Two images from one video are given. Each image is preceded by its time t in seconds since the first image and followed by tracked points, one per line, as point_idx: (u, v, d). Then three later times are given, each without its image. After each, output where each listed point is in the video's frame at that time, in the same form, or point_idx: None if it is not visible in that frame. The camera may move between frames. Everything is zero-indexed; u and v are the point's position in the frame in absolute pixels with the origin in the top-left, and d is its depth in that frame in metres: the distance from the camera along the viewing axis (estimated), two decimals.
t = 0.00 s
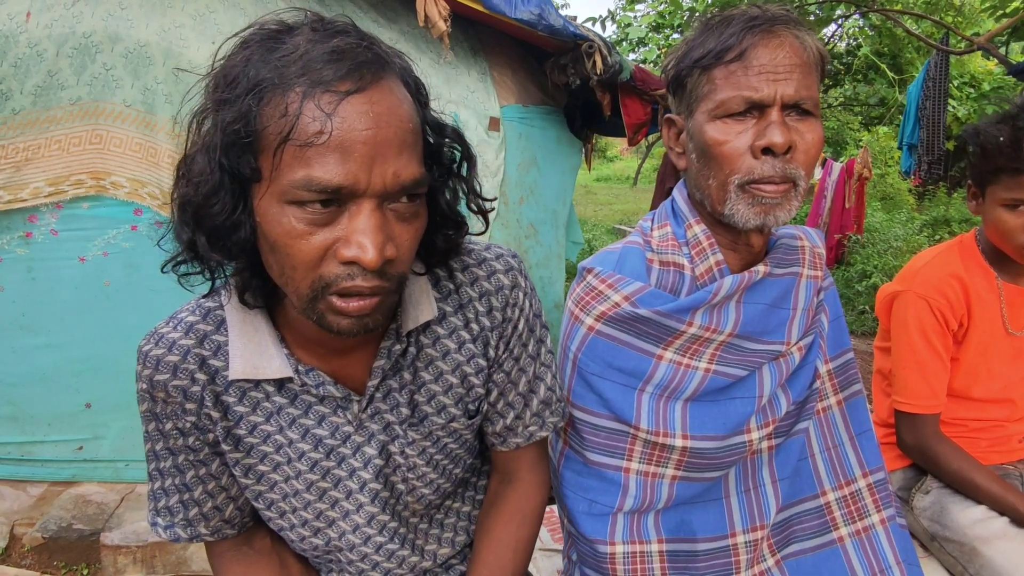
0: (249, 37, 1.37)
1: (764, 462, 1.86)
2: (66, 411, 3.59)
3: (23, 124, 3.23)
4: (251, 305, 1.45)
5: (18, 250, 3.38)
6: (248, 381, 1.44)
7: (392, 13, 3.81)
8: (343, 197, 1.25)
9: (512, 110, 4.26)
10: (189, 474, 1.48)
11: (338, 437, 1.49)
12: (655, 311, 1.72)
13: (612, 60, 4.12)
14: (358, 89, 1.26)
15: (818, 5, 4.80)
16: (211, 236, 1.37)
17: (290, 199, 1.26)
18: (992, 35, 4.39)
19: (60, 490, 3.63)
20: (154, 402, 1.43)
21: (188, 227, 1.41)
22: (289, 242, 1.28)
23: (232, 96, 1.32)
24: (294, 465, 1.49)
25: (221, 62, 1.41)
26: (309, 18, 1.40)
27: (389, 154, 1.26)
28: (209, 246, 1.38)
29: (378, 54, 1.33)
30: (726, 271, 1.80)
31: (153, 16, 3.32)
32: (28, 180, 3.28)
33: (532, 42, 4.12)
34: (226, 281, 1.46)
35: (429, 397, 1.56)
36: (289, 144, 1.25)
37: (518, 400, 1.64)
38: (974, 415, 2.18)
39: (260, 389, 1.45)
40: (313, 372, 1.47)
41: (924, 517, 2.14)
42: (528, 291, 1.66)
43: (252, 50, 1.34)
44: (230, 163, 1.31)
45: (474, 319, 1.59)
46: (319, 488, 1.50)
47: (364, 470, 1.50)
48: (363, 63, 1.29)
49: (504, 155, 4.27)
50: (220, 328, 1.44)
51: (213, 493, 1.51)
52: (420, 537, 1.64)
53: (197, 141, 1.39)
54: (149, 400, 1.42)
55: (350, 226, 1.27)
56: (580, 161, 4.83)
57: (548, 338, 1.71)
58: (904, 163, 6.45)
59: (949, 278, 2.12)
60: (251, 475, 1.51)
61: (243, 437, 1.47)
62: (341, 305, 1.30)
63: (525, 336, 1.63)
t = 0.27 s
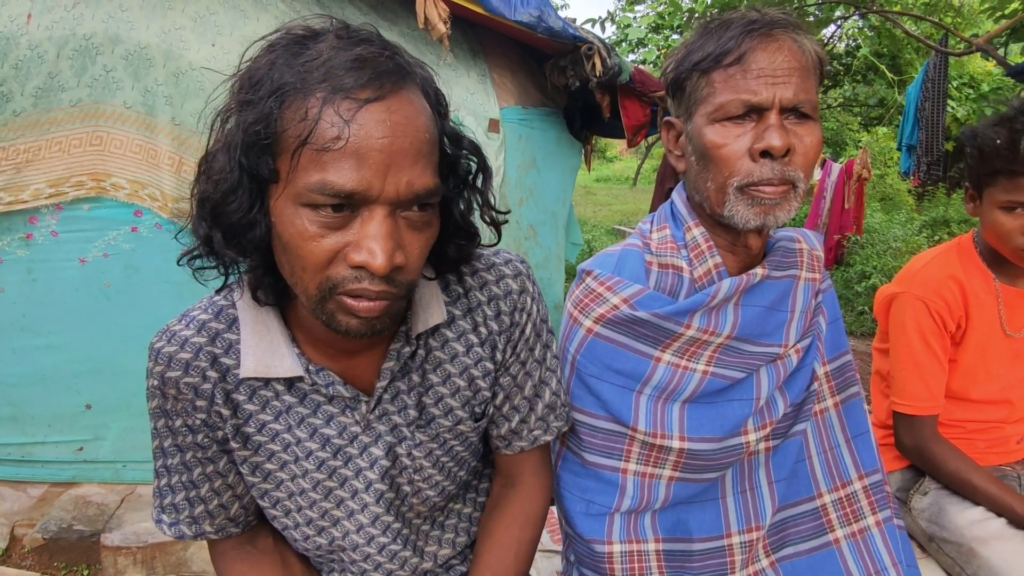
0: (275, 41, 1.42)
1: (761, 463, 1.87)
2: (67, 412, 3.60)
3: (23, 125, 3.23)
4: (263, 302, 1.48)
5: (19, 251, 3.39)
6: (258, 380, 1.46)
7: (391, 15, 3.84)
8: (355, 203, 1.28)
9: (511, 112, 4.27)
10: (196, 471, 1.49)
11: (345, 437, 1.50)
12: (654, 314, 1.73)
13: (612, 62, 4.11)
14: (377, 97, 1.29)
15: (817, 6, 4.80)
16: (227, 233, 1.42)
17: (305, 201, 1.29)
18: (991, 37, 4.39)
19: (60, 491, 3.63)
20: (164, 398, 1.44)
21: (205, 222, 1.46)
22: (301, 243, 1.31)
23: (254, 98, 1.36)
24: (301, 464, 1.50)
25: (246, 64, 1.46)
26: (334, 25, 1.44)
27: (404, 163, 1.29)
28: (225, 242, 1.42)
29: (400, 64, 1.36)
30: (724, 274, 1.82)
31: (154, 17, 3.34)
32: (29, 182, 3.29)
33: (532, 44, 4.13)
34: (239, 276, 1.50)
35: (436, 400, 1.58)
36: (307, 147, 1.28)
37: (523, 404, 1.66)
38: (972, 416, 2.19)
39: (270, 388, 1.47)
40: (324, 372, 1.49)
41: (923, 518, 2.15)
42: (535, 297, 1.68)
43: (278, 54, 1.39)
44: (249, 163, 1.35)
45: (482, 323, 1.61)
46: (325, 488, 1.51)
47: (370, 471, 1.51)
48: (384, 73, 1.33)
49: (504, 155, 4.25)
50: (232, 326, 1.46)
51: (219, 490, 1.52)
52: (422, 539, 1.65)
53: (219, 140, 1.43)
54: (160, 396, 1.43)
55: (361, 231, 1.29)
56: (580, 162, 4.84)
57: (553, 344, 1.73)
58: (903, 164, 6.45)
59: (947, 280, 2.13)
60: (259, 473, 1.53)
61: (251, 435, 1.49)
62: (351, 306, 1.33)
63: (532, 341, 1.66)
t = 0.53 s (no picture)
0: (291, 47, 1.46)
1: (757, 461, 1.88)
2: (66, 412, 3.61)
3: (22, 127, 3.24)
4: (272, 300, 1.50)
5: (19, 252, 3.40)
6: (264, 377, 1.48)
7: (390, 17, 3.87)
8: (366, 207, 1.31)
9: (510, 113, 4.27)
10: (200, 468, 1.50)
11: (348, 435, 1.52)
12: (650, 313, 1.74)
13: (610, 64, 4.13)
14: (389, 105, 1.32)
15: (816, 7, 4.82)
16: (240, 233, 1.45)
17: (316, 204, 1.32)
18: (989, 38, 4.40)
19: (60, 492, 3.64)
20: (171, 395, 1.45)
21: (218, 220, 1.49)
22: (311, 245, 1.34)
23: (270, 102, 1.39)
24: (304, 461, 1.52)
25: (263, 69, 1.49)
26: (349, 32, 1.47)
27: (413, 169, 1.32)
28: (238, 242, 1.45)
29: (415, 75, 1.40)
30: (720, 274, 1.82)
31: (153, 19, 3.34)
32: (28, 183, 3.30)
33: (530, 45, 4.14)
34: (249, 274, 1.52)
35: (437, 400, 1.60)
36: (320, 152, 1.31)
37: (523, 407, 1.68)
38: (967, 417, 2.20)
39: (276, 385, 1.49)
40: (329, 370, 1.51)
41: (919, 519, 2.16)
42: (535, 303, 1.71)
43: (294, 60, 1.42)
44: (263, 165, 1.38)
45: (484, 327, 1.64)
46: (327, 485, 1.53)
47: (371, 469, 1.53)
48: (396, 81, 1.36)
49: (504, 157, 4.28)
50: (240, 324, 1.48)
51: (221, 487, 1.53)
52: (417, 537, 1.65)
53: (235, 140, 1.47)
54: (167, 393, 1.45)
55: (370, 235, 1.32)
56: (579, 163, 4.85)
57: (553, 349, 1.76)
58: (901, 165, 6.46)
59: (942, 281, 2.14)
60: (263, 469, 1.54)
61: (257, 432, 1.51)
62: (356, 309, 1.37)
63: (532, 346, 1.69)
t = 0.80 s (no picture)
0: (298, 49, 1.47)
1: (755, 462, 1.89)
2: (66, 412, 3.61)
3: (22, 128, 3.24)
4: (276, 296, 1.52)
5: (19, 253, 3.41)
6: (268, 371, 1.50)
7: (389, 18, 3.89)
8: (372, 207, 1.32)
9: (510, 114, 4.28)
10: (204, 462, 1.52)
11: (348, 431, 1.53)
12: (649, 317, 1.74)
13: (608, 65, 4.15)
14: (394, 107, 1.33)
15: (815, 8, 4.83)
16: (247, 231, 1.46)
17: (322, 204, 1.34)
18: (987, 39, 4.41)
19: (60, 492, 3.64)
20: (177, 389, 1.46)
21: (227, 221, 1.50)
22: (318, 243, 1.35)
23: (278, 104, 1.41)
24: (305, 456, 1.54)
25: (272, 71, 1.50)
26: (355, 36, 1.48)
27: (418, 170, 1.33)
28: (245, 240, 1.47)
29: (421, 78, 1.41)
30: (719, 277, 1.83)
31: (154, 20, 3.35)
32: (28, 184, 3.30)
33: (529, 47, 4.16)
34: (255, 272, 1.53)
35: (436, 398, 1.62)
36: (326, 153, 1.32)
37: (522, 408, 1.70)
38: (965, 417, 2.20)
39: (279, 379, 1.51)
40: (332, 366, 1.53)
41: (916, 519, 2.16)
42: (534, 306, 1.73)
43: (301, 63, 1.43)
44: (271, 166, 1.39)
45: (483, 328, 1.65)
46: (326, 482, 1.54)
47: (370, 465, 1.54)
48: (402, 84, 1.37)
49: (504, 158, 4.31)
50: (244, 320, 1.50)
51: (224, 481, 1.55)
52: (414, 533, 1.66)
53: (241, 141, 1.48)
54: (173, 387, 1.46)
55: (376, 234, 1.33)
56: (578, 165, 4.86)
57: (551, 352, 1.77)
58: (900, 166, 6.47)
59: (939, 283, 2.15)
60: (266, 464, 1.56)
61: (260, 426, 1.53)
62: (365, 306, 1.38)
63: (530, 349, 1.70)
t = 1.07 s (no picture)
0: (296, 47, 1.49)
1: (751, 461, 1.89)
2: (64, 412, 3.61)
3: (20, 127, 3.24)
4: (272, 287, 1.54)
5: (16, 253, 3.41)
6: (266, 362, 1.51)
7: (388, 18, 3.89)
8: (359, 202, 1.34)
9: (507, 114, 4.28)
10: (209, 452, 1.52)
11: (342, 424, 1.54)
12: (645, 316, 1.74)
13: (606, 65, 4.15)
14: (383, 104, 1.35)
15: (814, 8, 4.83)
16: (242, 222, 1.50)
17: (312, 197, 1.36)
18: (986, 39, 4.41)
19: (58, 492, 3.64)
20: (178, 378, 1.47)
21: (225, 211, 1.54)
22: (308, 236, 1.38)
23: (275, 98, 1.44)
24: (301, 449, 1.54)
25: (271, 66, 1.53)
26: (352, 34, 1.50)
27: (406, 166, 1.35)
28: (240, 230, 1.51)
29: (415, 76, 1.43)
30: (715, 276, 1.83)
31: (151, 20, 3.34)
32: (26, 184, 3.30)
33: (527, 46, 4.15)
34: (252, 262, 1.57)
35: (430, 393, 1.63)
36: (317, 147, 1.35)
37: (515, 404, 1.72)
38: (962, 417, 2.20)
39: (277, 370, 1.52)
40: (327, 358, 1.54)
41: (913, 518, 2.17)
42: (528, 304, 1.75)
43: (297, 59, 1.46)
44: (265, 159, 1.43)
45: (477, 325, 1.67)
46: (320, 477, 1.55)
47: (364, 457, 1.55)
48: (394, 83, 1.39)
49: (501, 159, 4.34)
50: (243, 311, 1.51)
51: (232, 471, 1.55)
52: (405, 526, 1.66)
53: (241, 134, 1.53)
54: (174, 376, 1.46)
55: (363, 228, 1.35)
56: (576, 165, 4.84)
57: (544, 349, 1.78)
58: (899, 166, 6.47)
59: (935, 282, 2.15)
60: (263, 458, 1.56)
61: (259, 418, 1.53)
62: (351, 299, 1.39)
63: (524, 345, 1.72)
